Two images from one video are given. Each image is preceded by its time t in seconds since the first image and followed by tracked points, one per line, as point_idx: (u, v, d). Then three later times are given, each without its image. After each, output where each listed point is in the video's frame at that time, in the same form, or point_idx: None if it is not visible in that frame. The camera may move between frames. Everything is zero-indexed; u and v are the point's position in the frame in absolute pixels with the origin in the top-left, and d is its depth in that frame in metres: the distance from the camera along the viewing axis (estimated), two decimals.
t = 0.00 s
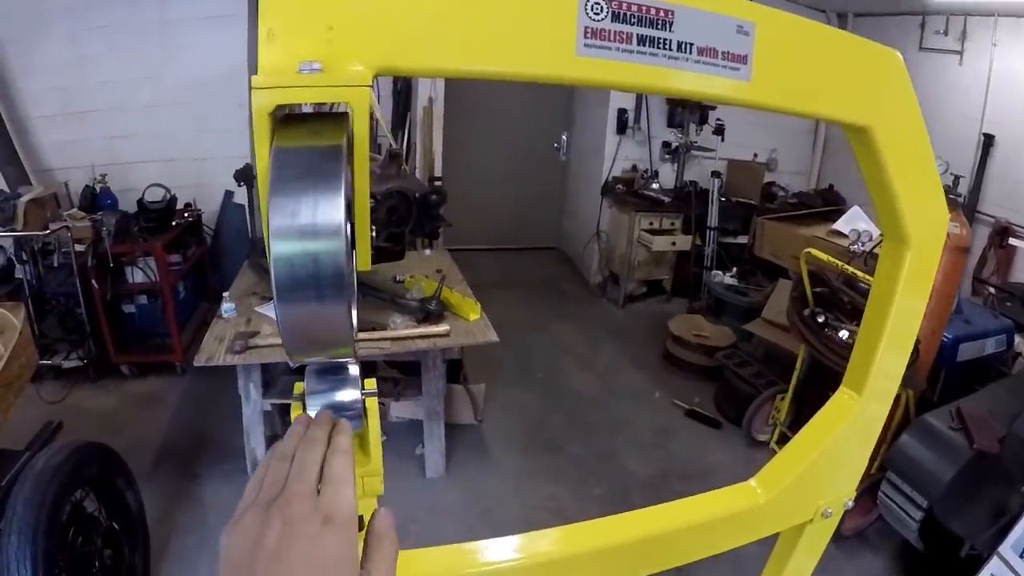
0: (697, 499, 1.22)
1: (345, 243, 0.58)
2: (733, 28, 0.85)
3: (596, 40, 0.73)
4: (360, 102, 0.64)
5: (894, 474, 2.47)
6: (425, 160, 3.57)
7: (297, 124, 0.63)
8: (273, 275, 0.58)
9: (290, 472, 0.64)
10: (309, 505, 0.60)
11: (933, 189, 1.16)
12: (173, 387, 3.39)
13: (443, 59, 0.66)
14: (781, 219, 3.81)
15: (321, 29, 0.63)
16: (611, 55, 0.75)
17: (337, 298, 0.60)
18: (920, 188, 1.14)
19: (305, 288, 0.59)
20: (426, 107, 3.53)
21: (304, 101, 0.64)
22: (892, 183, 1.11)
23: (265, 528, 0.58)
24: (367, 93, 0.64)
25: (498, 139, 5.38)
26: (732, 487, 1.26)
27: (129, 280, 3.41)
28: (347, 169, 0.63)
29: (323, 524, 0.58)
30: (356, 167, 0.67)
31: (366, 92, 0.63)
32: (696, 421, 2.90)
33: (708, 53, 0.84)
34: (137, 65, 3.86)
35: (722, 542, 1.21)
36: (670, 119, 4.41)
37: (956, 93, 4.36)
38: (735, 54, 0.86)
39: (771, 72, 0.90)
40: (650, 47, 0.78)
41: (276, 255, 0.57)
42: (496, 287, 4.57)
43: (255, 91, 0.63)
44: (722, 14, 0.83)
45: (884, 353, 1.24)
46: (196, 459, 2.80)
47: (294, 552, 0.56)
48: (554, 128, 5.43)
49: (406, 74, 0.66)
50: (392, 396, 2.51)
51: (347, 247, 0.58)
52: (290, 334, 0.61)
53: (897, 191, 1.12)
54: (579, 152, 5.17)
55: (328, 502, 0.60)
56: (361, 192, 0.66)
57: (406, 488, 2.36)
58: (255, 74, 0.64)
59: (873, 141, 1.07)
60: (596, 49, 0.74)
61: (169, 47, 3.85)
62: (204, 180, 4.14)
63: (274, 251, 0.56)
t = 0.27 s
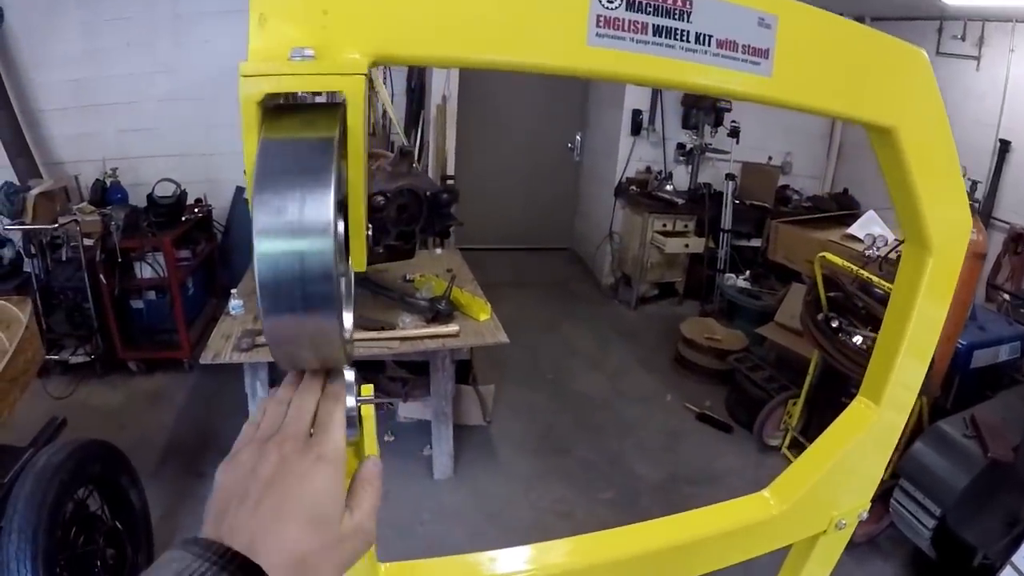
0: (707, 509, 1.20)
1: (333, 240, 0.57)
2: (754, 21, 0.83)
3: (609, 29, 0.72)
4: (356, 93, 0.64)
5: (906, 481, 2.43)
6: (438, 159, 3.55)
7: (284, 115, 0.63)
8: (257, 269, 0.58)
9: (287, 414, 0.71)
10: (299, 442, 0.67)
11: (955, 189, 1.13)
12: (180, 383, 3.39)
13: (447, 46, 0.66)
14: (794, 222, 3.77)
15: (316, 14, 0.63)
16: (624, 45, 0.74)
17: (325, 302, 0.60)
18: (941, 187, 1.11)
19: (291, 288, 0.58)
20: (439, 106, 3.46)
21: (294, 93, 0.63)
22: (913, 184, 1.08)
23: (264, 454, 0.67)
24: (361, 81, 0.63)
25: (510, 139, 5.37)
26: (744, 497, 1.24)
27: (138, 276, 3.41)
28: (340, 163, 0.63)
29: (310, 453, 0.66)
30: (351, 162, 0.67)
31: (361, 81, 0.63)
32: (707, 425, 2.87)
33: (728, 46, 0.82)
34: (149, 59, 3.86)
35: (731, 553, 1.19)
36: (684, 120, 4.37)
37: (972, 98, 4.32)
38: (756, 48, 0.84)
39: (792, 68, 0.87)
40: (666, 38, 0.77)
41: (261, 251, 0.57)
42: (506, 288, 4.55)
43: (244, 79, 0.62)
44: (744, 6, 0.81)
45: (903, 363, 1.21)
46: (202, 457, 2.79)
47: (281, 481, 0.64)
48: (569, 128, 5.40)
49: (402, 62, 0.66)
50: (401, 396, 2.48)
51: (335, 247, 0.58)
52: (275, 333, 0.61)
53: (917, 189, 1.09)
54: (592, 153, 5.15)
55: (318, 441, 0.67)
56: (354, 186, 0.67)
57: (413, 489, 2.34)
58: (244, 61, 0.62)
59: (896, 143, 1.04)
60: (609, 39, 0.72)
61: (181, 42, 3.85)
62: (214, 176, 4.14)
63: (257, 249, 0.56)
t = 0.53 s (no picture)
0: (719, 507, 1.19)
1: (323, 245, 0.58)
2: (760, 11, 0.81)
3: (610, 20, 0.71)
4: (346, 88, 0.61)
5: (914, 474, 2.42)
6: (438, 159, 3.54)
7: (274, 114, 0.63)
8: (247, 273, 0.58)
9: (283, 444, 0.69)
10: (299, 473, 0.66)
11: (964, 178, 1.11)
12: (183, 389, 3.38)
13: (444, 39, 0.65)
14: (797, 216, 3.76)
15: (305, 7, 0.62)
16: (626, 36, 0.73)
17: (316, 305, 0.60)
18: (948, 176, 1.09)
19: (282, 291, 0.59)
20: (439, 105, 3.45)
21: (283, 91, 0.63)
22: (920, 174, 1.07)
23: (261, 486, 0.65)
24: (351, 75, 0.61)
25: (510, 138, 5.35)
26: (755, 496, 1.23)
27: (138, 281, 3.39)
28: (331, 161, 0.62)
29: (311, 487, 0.65)
30: (343, 160, 0.64)
31: (351, 74, 0.61)
32: (712, 421, 2.86)
33: (732, 36, 0.81)
34: (147, 63, 3.84)
35: (739, 553, 1.18)
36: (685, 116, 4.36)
37: (972, 90, 4.31)
38: (762, 39, 0.83)
39: (799, 60, 0.86)
40: (669, 28, 0.76)
41: (250, 254, 0.57)
42: (509, 287, 4.54)
43: (230, 76, 0.61)
44: None
45: (910, 359, 1.20)
46: (206, 462, 2.78)
47: (283, 516, 0.63)
48: (570, 125, 5.39)
49: (394, 55, 0.64)
50: (406, 397, 2.48)
51: (326, 250, 0.59)
52: (266, 336, 0.61)
53: (924, 177, 1.07)
54: (593, 150, 5.13)
55: (318, 474, 0.66)
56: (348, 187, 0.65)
57: (418, 491, 2.33)
58: (231, 57, 0.61)
59: (904, 134, 1.02)
60: (610, 30, 0.71)
61: (179, 45, 3.84)
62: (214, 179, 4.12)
63: (246, 252, 0.57)
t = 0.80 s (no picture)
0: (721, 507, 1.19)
1: (327, 244, 0.57)
2: (764, 7, 0.81)
3: (614, 16, 0.70)
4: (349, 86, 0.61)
5: (915, 470, 2.42)
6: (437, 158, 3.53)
7: (276, 114, 0.62)
8: (249, 275, 0.57)
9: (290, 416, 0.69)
10: (299, 444, 0.65)
11: (965, 172, 1.11)
12: (182, 391, 3.37)
13: (448, 36, 0.64)
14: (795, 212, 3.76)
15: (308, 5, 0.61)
16: (630, 32, 0.73)
17: (320, 308, 0.59)
18: (951, 170, 1.09)
19: (285, 294, 0.58)
20: (437, 104, 3.45)
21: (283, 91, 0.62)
22: (923, 170, 1.06)
23: (265, 457, 0.66)
24: (354, 73, 0.61)
25: (507, 137, 5.35)
26: (759, 493, 1.23)
27: (136, 284, 3.38)
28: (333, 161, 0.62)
29: (310, 457, 0.64)
30: (345, 159, 0.65)
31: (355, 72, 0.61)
32: (713, 418, 2.85)
33: (737, 32, 0.80)
34: (144, 65, 3.84)
35: (742, 551, 1.18)
36: (682, 114, 4.36)
37: (970, 86, 4.31)
38: (766, 35, 0.82)
39: (804, 56, 0.86)
40: (673, 24, 0.75)
41: (253, 256, 0.57)
42: (508, 285, 4.53)
43: (230, 75, 0.60)
44: None
45: (912, 355, 1.20)
46: (206, 464, 2.77)
47: (282, 484, 0.63)
48: (566, 124, 5.38)
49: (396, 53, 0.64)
50: (406, 397, 2.47)
51: (330, 251, 0.58)
52: (268, 339, 0.61)
53: (927, 171, 1.06)
54: (591, 149, 5.13)
55: (318, 446, 0.65)
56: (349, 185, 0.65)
57: (420, 491, 2.33)
58: (229, 57, 0.60)
59: (907, 130, 1.02)
60: (615, 27, 0.71)
61: (176, 47, 3.83)
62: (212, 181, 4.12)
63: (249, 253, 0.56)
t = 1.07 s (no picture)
0: (712, 505, 1.20)
1: (308, 260, 0.58)
2: (738, 12, 0.82)
3: (587, 28, 0.72)
4: (327, 106, 0.62)
5: (909, 461, 2.43)
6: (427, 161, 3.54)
7: (258, 134, 0.62)
8: (234, 295, 0.57)
9: (275, 440, 0.70)
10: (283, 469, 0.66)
11: (946, 168, 1.12)
12: (177, 400, 3.37)
13: (422, 53, 0.65)
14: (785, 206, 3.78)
15: (284, 27, 0.62)
16: (603, 44, 0.73)
17: (304, 324, 0.60)
18: (931, 167, 1.10)
19: (270, 311, 0.58)
20: (425, 107, 3.45)
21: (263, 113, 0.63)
22: (904, 168, 1.07)
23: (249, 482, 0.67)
24: (331, 93, 0.61)
25: (498, 138, 5.35)
26: (749, 490, 1.23)
27: (129, 292, 3.37)
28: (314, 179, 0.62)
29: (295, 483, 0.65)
30: (325, 179, 0.64)
31: (331, 92, 0.62)
32: (707, 414, 2.87)
33: (710, 39, 0.81)
34: (132, 73, 3.82)
35: (734, 548, 1.19)
36: (671, 111, 4.37)
37: (957, 76, 4.33)
38: (739, 41, 0.83)
39: (779, 60, 0.87)
40: (646, 34, 0.76)
41: (239, 275, 0.57)
42: (502, 286, 4.54)
43: (211, 99, 0.60)
44: None
45: (899, 351, 1.21)
46: (202, 473, 2.77)
47: (268, 510, 0.64)
48: (556, 124, 5.39)
49: (373, 73, 0.65)
50: (399, 401, 2.47)
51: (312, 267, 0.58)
52: (256, 356, 0.61)
53: (907, 168, 1.07)
54: (580, 148, 5.14)
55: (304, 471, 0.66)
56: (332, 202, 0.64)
57: (416, 494, 2.33)
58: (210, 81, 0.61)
59: (887, 129, 1.03)
60: (589, 39, 0.72)
61: (164, 54, 3.82)
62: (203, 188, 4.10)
63: (234, 273, 0.56)
